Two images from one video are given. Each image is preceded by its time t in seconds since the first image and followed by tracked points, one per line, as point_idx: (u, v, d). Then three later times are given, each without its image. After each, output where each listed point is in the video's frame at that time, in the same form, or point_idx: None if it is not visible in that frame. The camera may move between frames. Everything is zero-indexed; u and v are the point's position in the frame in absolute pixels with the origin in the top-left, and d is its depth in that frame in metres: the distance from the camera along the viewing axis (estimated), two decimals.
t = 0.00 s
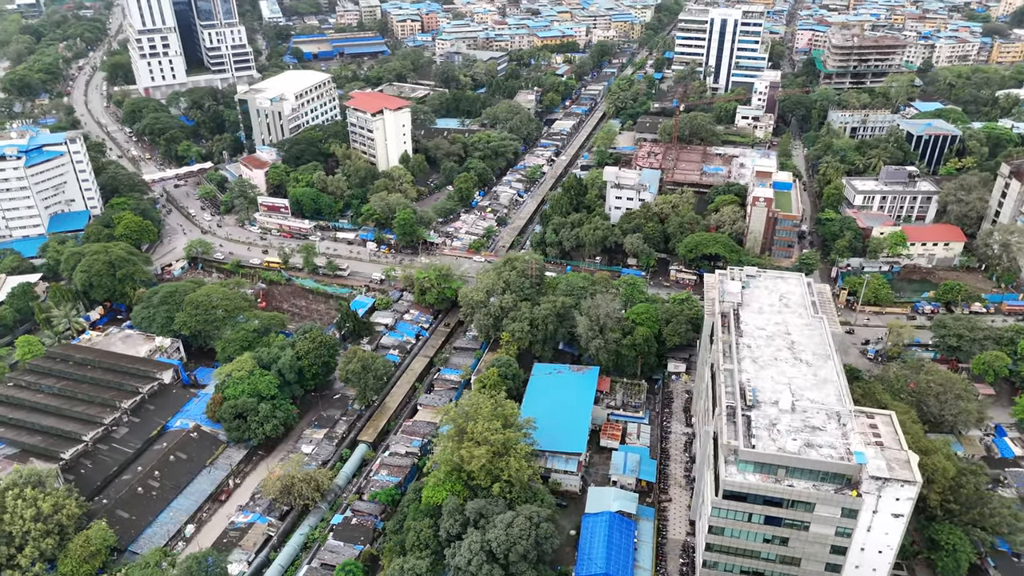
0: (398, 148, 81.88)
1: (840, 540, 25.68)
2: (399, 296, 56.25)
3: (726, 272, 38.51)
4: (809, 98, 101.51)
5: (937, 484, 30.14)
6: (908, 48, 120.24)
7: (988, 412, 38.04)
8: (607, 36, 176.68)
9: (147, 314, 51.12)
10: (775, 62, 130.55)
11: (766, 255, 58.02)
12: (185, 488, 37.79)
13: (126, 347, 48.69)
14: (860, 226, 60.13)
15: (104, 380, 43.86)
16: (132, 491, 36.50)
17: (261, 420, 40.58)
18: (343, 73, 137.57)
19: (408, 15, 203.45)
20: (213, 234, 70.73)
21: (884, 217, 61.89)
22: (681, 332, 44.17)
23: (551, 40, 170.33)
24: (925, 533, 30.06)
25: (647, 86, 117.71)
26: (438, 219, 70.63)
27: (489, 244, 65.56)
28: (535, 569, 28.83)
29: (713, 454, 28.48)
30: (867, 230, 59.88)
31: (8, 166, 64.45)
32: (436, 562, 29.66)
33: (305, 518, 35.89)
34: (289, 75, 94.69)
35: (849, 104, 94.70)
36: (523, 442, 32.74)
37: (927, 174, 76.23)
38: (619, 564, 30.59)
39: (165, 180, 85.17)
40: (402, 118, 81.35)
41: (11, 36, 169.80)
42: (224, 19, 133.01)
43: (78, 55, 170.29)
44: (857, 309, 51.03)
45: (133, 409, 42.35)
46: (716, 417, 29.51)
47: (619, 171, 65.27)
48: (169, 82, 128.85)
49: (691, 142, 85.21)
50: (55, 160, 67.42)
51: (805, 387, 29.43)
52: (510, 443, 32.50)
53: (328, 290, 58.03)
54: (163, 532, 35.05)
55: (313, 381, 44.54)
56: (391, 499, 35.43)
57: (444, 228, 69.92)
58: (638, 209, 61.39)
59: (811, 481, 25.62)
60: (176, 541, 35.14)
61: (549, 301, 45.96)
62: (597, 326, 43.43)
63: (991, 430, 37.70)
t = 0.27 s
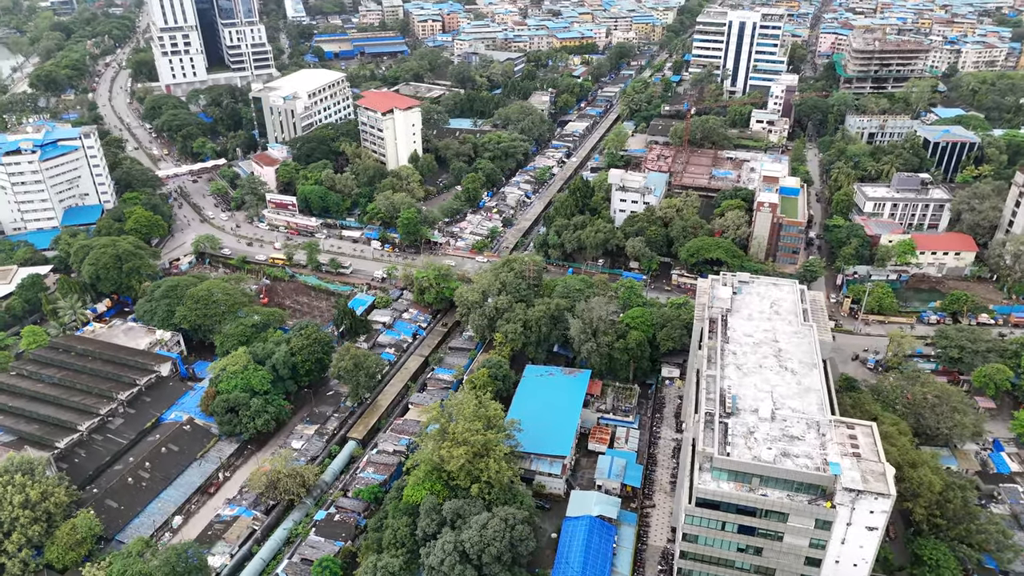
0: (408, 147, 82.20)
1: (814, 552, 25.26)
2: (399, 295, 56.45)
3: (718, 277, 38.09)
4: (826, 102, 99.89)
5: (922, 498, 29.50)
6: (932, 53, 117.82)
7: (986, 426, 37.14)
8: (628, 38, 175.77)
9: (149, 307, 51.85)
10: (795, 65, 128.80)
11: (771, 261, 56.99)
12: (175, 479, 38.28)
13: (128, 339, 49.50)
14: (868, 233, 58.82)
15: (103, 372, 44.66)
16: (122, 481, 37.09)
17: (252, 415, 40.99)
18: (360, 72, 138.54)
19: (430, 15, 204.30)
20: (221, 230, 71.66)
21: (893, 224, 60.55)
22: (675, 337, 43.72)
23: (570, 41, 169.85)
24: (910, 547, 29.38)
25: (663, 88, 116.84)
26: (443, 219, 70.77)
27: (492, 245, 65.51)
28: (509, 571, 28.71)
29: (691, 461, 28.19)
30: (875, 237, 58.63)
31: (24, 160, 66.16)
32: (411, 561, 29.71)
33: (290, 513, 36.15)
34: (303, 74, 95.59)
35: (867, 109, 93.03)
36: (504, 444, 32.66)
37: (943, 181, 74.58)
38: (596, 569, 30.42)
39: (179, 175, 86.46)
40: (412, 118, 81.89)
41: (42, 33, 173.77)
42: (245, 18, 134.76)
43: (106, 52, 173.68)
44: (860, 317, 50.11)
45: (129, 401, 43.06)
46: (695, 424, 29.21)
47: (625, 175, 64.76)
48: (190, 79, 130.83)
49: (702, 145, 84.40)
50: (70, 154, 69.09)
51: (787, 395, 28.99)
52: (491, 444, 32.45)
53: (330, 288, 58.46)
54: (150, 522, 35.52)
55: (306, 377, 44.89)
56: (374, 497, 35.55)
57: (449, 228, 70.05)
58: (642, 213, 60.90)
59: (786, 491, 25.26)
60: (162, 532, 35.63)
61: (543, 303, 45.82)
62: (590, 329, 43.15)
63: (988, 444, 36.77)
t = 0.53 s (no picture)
0: (418, 146, 82.48)
1: (786, 562, 24.85)
2: (399, 293, 56.63)
3: (710, 283, 37.67)
4: (845, 107, 98.16)
5: (907, 511, 28.82)
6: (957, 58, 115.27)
7: (982, 440, 36.25)
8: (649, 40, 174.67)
9: (152, 300, 52.70)
10: (816, 69, 126.88)
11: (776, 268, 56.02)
12: (166, 470, 38.82)
13: (131, 331, 50.37)
14: (876, 240, 57.62)
15: (103, 363, 45.52)
16: (114, 470, 37.72)
17: (244, 408, 41.44)
18: (379, 71, 139.41)
19: (451, 15, 204.94)
20: (231, 226, 72.54)
21: (903, 232, 59.17)
22: (669, 342, 43.23)
23: (590, 43, 169.18)
24: (892, 562, 28.67)
25: (680, 91, 115.88)
26: (449, 219, 70.89)
27: (496, 245, 65.44)
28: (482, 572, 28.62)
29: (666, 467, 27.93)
30: (883, 246, 57.36)
31: (40, 154, 67.87)
32: (387, 558, 29.74)
33: (275, 507, 36.39)
34: (318, 73, 96.47)
35: (886, 114, 91.24)
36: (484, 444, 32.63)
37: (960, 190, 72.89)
38: (571, 571, 30.24)
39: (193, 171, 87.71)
40: (422, 117, 82.16)
41: (72, 30, 177.63)
42: (266, 17, 136.48)
43: (133, 49, 176.89)
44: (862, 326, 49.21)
45: (127, 392, 43.83)
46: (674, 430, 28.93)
47: (630, 177, 63.91)
48: (211, 76, 132.76)
49: (714, 148, 83.47)
50: (85, 149, 70.78)
51: (768, 403, 28.58)
52: (471, 444, 32.43)
53: (332, 285, 58.89)
54: (139, 512, 36.07)
55: (301, 373, 45.26)
56: (358, 493, 35.70)
57: (454, 228, 70.13)
58: (646, 216, 60.33)
59: (758, 500, 24.91)
60: (150, 522, 36.13)
61: (537, 305, 45.69)
62: (583, 331, 42.91)
63: (984, 459, 35.84)
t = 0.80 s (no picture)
0: (427, 143, 82.74)
1: (757, 571, 24.48)
2: (399, 290, 56.85)
3: (701, 286, 37.28)
4: (864, 110, 96.28)
5: (889, 523, 28.18)
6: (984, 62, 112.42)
7: (978, 452, 35.35)
8: (671, 39, 173.08)
9: (156, 292, 53.62)
10: (838, 71, 124.71)
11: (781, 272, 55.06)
12: (158, 459, 39.42)
13: (134, 322, 51.31)
14: (883, 247, 56.35)
15: (104, 352, 46.44)
16: (107, 458, 38.41)
17: (237, 400, 41.95)
18: (397, 69, 140.07)
19: (473, 14, 205.17)
20: (240, 220, 73.42)
21: (912, 238, 57.95)
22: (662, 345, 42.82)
23: (611, 42, 168.15)
24: None
25: (697, 92, 114.74)
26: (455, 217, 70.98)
27: (500, 244, 65.37)
28: (456, 570, 28.62)
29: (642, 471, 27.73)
30: (891, 252, 56.05)
31: (56, 146, 69.70)
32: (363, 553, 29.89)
33: (261, 499, 36.76)
34: (333, 70, 97.25)
35: (906, 118, 89.30)
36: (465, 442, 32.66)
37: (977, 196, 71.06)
38: (547, 571, 30.15)
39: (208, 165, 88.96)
40: (432, 115, 82.32)
41: (102, 25, 181.32)
42: (286, 14, 137.94)
43: (160, 44, 180.10)
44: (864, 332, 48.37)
45: (125, 381, 44.65)
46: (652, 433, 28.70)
47: (636, 178, 63.84)
48: (231, 72, 134.54)
49: (726, 150, 82.48)
50: (100, 142, 72.55)
51: (748, 410, 28.22)
52: (452, 442, 32.46)
53: (335, 280, 59.34)
54: (129, 500, 36.67)
55: (296, 367, 45.71)
56: (342, 487, 35.94)
57: (459, 226, 70.19)
58: (650, 217, 59.69)
59: (730, 507, 24.60)
60: (140, 510, 36.71)
61: (532, 304, 45.58)
62: (575, 333, 42.67)
63: (979, 472, 34.99)
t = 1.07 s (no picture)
0: (437, 142, 82.96)
1: None
2: (400, 287, 57.10)
3: (691, 289, 36.92)
4: (883, 113, 94.41)
5: (869, 534, 27.62)
6: (1012, 65, 109.48)
7: (971, 465, 34.55)
8: (692, 39, 171.41)
9: (160, 284, 54.47)
10: (860, 74, 122.43)
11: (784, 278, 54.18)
12: (151, 449, 40.05)
13: (138, 313, 52.23)
14: (890, 252, 54.94)
15: (105, 342, 47.39)
16: (101, 446, 39.12)
17: (230, 392, 42.45)
18: (414, 67, 140.64)
19: (494, 13, 205.15)
20: (249, 215, 74.31)
21: (921, 244, 56.48)
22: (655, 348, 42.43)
23: (630, 42, 167.03)
24: None
25: (713, 93, 113.54)
26: (460, 215, 71.07)
27: (504, 243, 65.30)
28: (430, 568, 28.65)
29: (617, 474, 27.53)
30: (898, 258, 54.69)
31: (71, 139, 71.23)
32: (339, 547, 30.06)
33: (248, 491, 37.11)
34: (348, 67, 98.02)
35: (925, 122, 87.40)
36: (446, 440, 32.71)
37: (995, 203, 69.27)
38: (522, 570, 30.12)
39: (222, 160, 90.10)
40: (442, 113, 82.47)
41: (129, 21, 184.65)
42: (306, 11, 139.25)
43: (186, 40, 182.99)
44: (866, 340, 47.55)
45: (124, 371, 45.48)
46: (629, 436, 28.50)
47: (640, 179, 64.21)
48: (251, 68, 136.18)
49: (738, 152, 81.51)
50: (114, 136, 73.95)
51: (726, 415, 27.89)
52: (433, 440, 32.53)
53: (337, 276, 59.83)
54: (120, 488, 37.30)
55: (291, 361, 46.13)
56: (327, 481, 36.21)
57: (465, 224, 70.27)
58: (653, 219, 59.14)
59: (700, 512, 24.32)
60: (130, 498, 37.32)
61: (526, 304, 45.51)
62: (567, 334, 42.48)
63: (972, 486, 34.19)
